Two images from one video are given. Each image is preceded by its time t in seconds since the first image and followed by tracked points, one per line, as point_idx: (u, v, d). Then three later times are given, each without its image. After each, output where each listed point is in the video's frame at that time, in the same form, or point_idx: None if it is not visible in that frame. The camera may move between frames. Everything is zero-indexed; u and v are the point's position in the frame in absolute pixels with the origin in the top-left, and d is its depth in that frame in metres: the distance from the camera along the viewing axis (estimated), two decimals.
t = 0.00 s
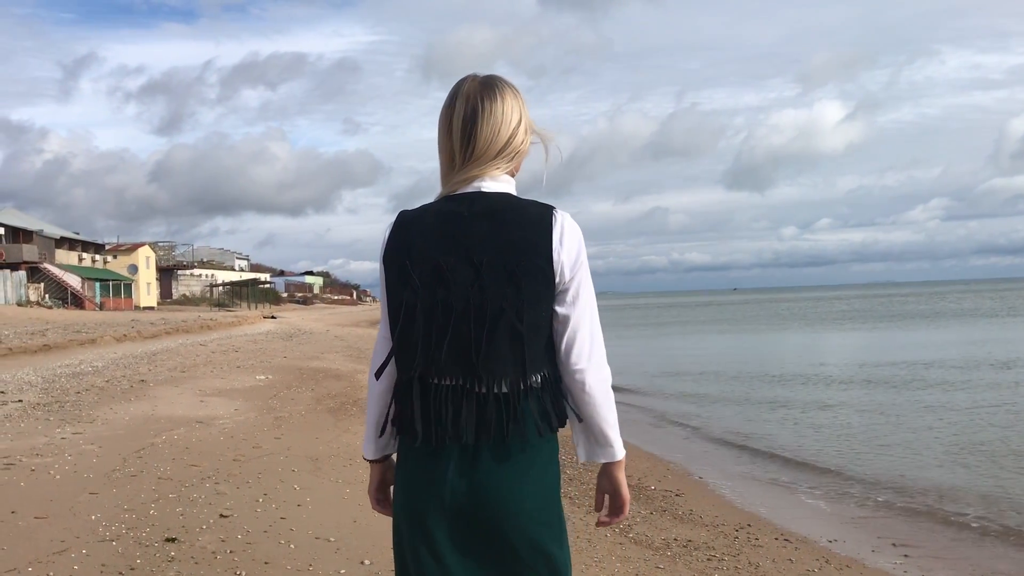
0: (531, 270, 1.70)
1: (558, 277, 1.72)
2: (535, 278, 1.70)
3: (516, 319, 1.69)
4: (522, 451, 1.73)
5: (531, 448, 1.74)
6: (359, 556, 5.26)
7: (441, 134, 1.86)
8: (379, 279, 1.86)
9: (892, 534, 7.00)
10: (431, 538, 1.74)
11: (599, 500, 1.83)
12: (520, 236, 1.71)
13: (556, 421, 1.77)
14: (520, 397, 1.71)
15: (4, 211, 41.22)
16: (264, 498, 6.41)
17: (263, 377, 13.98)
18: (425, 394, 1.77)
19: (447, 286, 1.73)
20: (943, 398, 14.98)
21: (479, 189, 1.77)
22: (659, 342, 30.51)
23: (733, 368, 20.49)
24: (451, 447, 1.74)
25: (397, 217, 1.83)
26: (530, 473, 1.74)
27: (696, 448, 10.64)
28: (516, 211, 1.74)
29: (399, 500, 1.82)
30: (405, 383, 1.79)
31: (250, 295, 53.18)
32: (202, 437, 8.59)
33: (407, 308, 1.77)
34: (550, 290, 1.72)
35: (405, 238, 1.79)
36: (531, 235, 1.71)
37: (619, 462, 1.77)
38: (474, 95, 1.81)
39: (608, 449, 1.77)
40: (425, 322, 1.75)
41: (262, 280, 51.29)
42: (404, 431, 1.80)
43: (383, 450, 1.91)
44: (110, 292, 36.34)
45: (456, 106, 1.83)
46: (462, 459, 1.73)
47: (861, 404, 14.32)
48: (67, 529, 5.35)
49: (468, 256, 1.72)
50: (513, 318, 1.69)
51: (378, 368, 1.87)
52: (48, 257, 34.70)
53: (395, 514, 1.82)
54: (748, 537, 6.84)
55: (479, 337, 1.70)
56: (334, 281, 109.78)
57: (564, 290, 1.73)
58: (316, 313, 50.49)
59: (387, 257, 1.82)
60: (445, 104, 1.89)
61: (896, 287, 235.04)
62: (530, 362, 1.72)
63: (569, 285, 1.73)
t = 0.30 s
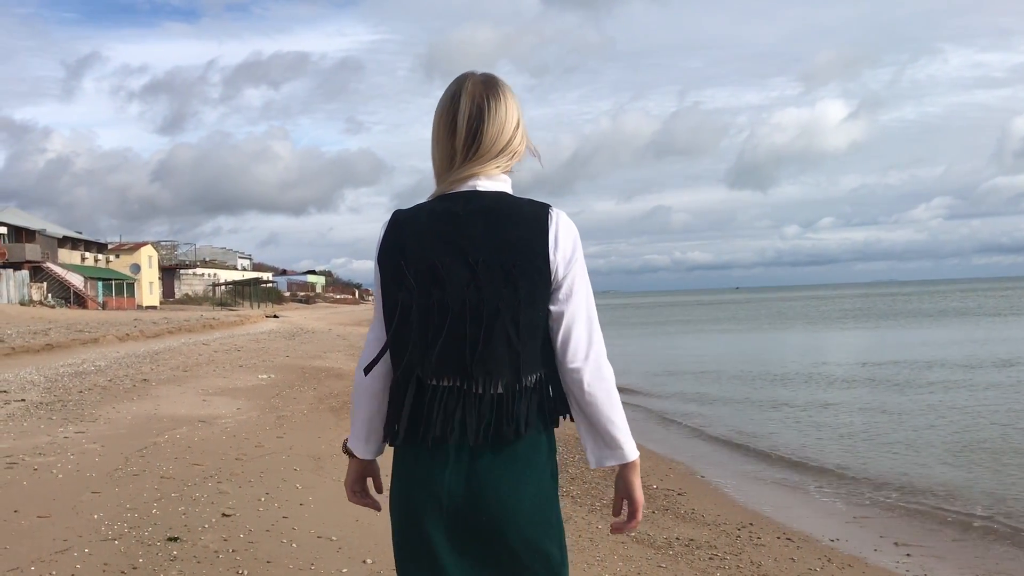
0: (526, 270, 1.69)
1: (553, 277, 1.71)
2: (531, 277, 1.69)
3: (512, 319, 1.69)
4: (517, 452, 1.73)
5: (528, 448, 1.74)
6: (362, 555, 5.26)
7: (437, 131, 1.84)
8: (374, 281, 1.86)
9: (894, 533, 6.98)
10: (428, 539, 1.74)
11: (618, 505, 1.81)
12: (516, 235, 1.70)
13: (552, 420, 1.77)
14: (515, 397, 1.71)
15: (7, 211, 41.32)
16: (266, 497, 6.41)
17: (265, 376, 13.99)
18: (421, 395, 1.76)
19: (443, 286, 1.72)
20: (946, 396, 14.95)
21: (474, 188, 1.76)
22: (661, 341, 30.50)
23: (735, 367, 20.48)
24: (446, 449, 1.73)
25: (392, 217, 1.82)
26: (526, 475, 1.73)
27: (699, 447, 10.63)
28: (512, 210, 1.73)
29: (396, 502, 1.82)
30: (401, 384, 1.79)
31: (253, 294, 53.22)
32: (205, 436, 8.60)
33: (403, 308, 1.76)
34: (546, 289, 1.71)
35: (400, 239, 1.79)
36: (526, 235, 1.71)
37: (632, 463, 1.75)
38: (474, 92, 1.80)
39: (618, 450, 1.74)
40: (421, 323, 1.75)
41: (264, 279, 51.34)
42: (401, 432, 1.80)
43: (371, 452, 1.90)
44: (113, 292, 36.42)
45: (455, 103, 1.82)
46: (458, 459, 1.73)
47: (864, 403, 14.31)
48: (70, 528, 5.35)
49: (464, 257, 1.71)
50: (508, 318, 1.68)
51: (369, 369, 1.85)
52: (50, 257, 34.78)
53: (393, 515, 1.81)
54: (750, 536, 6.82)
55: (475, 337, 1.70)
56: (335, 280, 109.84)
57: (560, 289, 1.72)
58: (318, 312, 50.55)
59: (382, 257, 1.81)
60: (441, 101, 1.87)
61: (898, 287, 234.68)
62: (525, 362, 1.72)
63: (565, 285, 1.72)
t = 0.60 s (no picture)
0: (525, 270, 1.69)
1: (553, 275, 1.71)
2: (529, 277, 1.69)
3: (510, 319, 1.68)
4: (517, 452, 1.73)
5: (526, 448, 1.74)
6: (362, 554, 5.26)
7: (434, 126, 1.82)
8: (362, 281, 1.83)
9: (896, 532, 6.97)
10: (427, 542, 1.73)
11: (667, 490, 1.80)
12: (513, 234, 1.70)
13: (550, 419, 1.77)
14: (513, 398, 1.71)
15: (9, 209, 41.43)
16: (268, 496, 6.41)
17: (267, 375, 14.00)
18: (417, 397, 1.75)
19: (439, 286, 1.71)
20: (948, 395, 14.93)
21: (470, 187, 1.75)
22: (664, 340, 30.48)
23: (736, 366, 20.51)
24: (445, 450, 1.73)
25: (385, 217, 1.79)
26: (526, 474, 1.73)
27: (700, 445, 10.64)
28: (509, 208, 1.72)
29: (393, 506, 1.80)
30: (397, 386, 1.77)
31: (255, 293, 53.28)
32: (206, 434, 8.60)
33: (397, 309, 1.74)
34: (545, 288, 1.71)
35: (394, 238, 1.76)
36: (524, 234, 1.70)
37: (673, 447, 1.75)
38: (475, 91, 1.79)
39: (659, 432, 1.75)
40: (415, 325, 1.73)
41: (265, 278, 51.43)
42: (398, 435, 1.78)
43: (317, 447, 1.90)
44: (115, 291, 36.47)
45: (455, 100, 1.80)
46: (458, 460, 1.72)
47: (865, 402, 14.32)
48: (71, 527, 5.35)
49: (460, 257, 1.70)
50: (506, 318, 1.68)
51: (338, 368, 1.83)
52: (52, 255, 34.84)
53: (390, 518, 1.80)
54: (751, 535, 6.81)
55: (473, 337, 1.69)
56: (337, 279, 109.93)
57: (559, 288, 1.73)
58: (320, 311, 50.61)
59: (373, 257, 1.78)
60: (439, 95, 1.85)
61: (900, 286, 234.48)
62: (523, 363, 1.71)
63: (565, 283, 1.72)
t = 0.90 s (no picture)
0: (520, 270, 1.68)
1: (552, 271, 1.70)
2: (524, 276, 1.69)
3: (504, 319, 1.68)
4: (512, 451, 1.72)
5: (521, 448, 1.73)
6: (363, 552, 5.26)
7: (430, 123, 1.81)
8: (348, 273, 1.80)
9: (896, 531, 6.96)
10: (422, 540, 1.73)
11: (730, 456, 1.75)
12: (508, 234, 1.70)
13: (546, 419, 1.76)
14: (508, 398, 1.70)
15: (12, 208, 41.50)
16: (268, 494, 6.42)
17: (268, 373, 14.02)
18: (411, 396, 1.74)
19: (433, 287, 1.70)
20: (949, 395, 14.93)
21: (465, 186, 1.74)
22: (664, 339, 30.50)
23: (737, 365, 20.52)
24: (439, 450, 1.72)
25: (379, 216, 1.78)
26: (521, 474, 1.72)
27: (701, 444, 10.64)
28: (503, 207, 1.72)
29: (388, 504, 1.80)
30: (391, 384, 1.77)
31: (256, 292, 53.33)
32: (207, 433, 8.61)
33: (391, 308, 1.74)
34: (541, 287, 1.71)
35: (387, 236, 1.75)
36: (519, 233, 1.70)
37: (721, 414, 1.70)
38: (475, 90, 1.77)
39: (702, 398, 1.70)
40: (410, 323, 1.72)
41: (267, 277, 51.48)
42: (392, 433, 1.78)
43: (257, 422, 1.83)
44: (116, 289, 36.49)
45: (453, 97, 1.79)
46: (453, 457, 1.72)
47: (866, 400, 14.33)
48: (71, 524, 5.35)
49: (455, 256, 1.70)
50: (500, 317, 1.68)
51: (303, 351, 1.78)
52: (54, 254, 34.88)
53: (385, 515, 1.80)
54: (752, 534, 6.80)
55: (467, 337, 1.69)
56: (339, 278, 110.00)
57: (556, 284, 1.72)
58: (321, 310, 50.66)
59: (367, 255, 1.77)
60: (436, 93, 1.84)
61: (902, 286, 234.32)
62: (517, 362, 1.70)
63: (566, 277, 1.71)
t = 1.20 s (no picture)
0: (517, 268, 1.67)
1: (554, 265, 1.69)
2: (522, 274, 1.67)
3: (502, 319, 1.67)
4: (510, 449, 1.71)
5: (518, 446, 1.72)
6: (363, 551, 5.26)
7: (427, 121, 1.79)
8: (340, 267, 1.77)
9: (897, 531, 6.94)
10: (419, 540, 1.72)
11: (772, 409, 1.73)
12: (505, 232, 1.68)
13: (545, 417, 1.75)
14: (507, 396, 1.69)
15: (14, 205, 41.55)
16: (269, 492, 6.41)
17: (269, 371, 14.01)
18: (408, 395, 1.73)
19: (431, 286, 1.69)
20: (952, 395, 14.87)
21: (461, 184, 1.73)
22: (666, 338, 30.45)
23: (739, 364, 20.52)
24: (437, 447, 1.71)
25: (376, 212, 1.77)
26: (518, 473, 1.71)
27: (703, 443, 10.63)
28: (501, 205, 1.70)
29: (385, 501, 1.79)
30: (389, 383, 1.75)
31: (258, 290, 53.33)
32: (208, 431, 8.60)
33: (389, 306, 1.73)
34: (541, 284, 1.70)
35: (384, 234, 1.73)
36: (517, 232, 1.68)
37: (752, 371, 1.70)
38: (475, 88, 1.75)
39: (732, 360, 1.69)
40: (407, 321, 1.71)
41: (269, 275, 51.51)
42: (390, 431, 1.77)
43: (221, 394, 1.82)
44: (118, 287, 36.54)
45: (451, 93, 1.76)
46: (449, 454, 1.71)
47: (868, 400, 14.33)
48: (72, 522, 5.35)
49: (452, 255, 1.69)
50: (499, 315, 1.67)
51: (283, 333, 1.76)
52: (56, 252, 34.92)
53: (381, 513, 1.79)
54: (753, 534, 6.79)
55: (466, 336, 1.67)
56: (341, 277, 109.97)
57: (557, 279, 1.71)
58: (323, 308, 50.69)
59: (364, 252, 1.75)
60: (433, 90, 1.82)
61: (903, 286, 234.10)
62: (514, 360, 1.69)
63: (569, 270, 1.69)
